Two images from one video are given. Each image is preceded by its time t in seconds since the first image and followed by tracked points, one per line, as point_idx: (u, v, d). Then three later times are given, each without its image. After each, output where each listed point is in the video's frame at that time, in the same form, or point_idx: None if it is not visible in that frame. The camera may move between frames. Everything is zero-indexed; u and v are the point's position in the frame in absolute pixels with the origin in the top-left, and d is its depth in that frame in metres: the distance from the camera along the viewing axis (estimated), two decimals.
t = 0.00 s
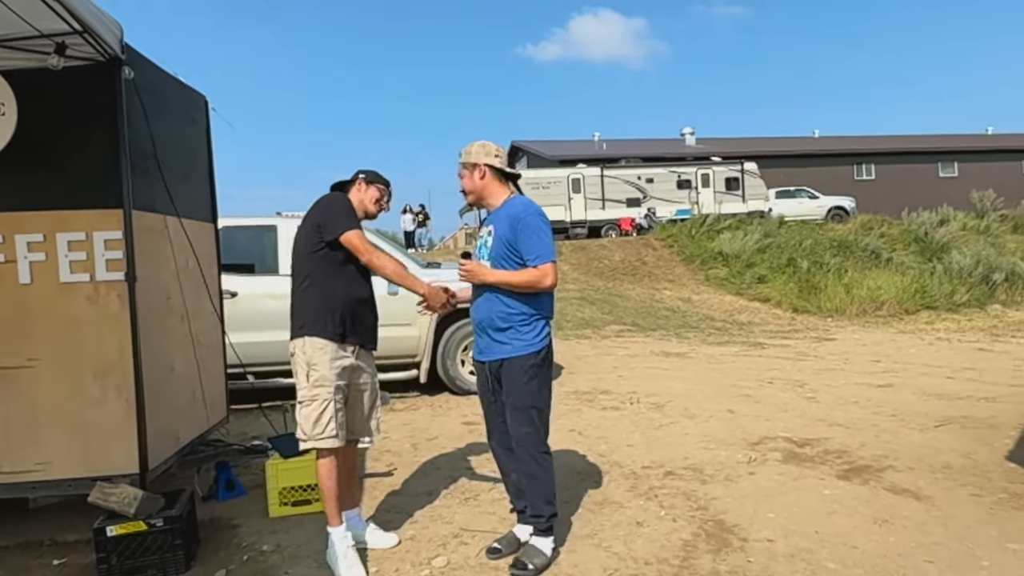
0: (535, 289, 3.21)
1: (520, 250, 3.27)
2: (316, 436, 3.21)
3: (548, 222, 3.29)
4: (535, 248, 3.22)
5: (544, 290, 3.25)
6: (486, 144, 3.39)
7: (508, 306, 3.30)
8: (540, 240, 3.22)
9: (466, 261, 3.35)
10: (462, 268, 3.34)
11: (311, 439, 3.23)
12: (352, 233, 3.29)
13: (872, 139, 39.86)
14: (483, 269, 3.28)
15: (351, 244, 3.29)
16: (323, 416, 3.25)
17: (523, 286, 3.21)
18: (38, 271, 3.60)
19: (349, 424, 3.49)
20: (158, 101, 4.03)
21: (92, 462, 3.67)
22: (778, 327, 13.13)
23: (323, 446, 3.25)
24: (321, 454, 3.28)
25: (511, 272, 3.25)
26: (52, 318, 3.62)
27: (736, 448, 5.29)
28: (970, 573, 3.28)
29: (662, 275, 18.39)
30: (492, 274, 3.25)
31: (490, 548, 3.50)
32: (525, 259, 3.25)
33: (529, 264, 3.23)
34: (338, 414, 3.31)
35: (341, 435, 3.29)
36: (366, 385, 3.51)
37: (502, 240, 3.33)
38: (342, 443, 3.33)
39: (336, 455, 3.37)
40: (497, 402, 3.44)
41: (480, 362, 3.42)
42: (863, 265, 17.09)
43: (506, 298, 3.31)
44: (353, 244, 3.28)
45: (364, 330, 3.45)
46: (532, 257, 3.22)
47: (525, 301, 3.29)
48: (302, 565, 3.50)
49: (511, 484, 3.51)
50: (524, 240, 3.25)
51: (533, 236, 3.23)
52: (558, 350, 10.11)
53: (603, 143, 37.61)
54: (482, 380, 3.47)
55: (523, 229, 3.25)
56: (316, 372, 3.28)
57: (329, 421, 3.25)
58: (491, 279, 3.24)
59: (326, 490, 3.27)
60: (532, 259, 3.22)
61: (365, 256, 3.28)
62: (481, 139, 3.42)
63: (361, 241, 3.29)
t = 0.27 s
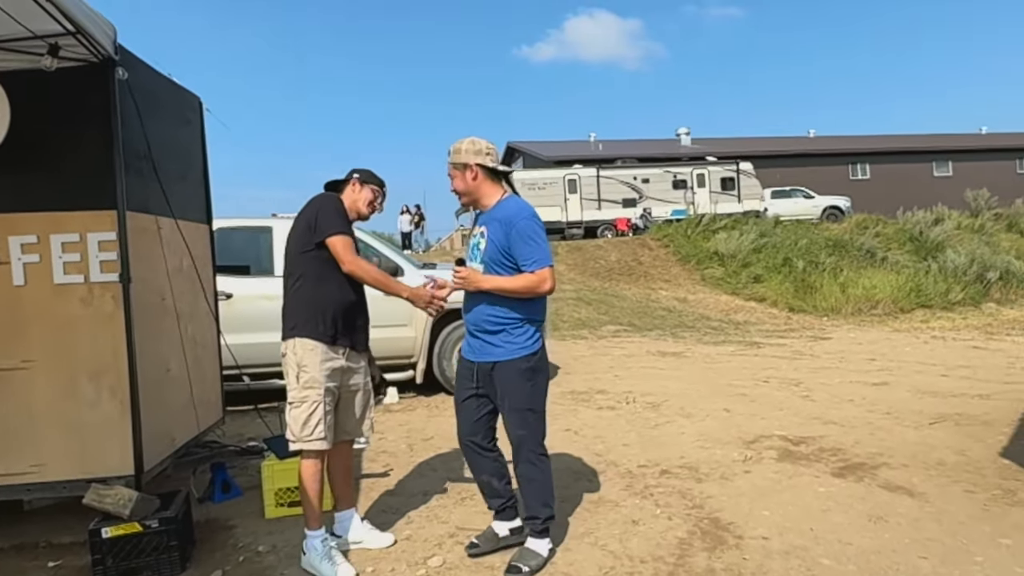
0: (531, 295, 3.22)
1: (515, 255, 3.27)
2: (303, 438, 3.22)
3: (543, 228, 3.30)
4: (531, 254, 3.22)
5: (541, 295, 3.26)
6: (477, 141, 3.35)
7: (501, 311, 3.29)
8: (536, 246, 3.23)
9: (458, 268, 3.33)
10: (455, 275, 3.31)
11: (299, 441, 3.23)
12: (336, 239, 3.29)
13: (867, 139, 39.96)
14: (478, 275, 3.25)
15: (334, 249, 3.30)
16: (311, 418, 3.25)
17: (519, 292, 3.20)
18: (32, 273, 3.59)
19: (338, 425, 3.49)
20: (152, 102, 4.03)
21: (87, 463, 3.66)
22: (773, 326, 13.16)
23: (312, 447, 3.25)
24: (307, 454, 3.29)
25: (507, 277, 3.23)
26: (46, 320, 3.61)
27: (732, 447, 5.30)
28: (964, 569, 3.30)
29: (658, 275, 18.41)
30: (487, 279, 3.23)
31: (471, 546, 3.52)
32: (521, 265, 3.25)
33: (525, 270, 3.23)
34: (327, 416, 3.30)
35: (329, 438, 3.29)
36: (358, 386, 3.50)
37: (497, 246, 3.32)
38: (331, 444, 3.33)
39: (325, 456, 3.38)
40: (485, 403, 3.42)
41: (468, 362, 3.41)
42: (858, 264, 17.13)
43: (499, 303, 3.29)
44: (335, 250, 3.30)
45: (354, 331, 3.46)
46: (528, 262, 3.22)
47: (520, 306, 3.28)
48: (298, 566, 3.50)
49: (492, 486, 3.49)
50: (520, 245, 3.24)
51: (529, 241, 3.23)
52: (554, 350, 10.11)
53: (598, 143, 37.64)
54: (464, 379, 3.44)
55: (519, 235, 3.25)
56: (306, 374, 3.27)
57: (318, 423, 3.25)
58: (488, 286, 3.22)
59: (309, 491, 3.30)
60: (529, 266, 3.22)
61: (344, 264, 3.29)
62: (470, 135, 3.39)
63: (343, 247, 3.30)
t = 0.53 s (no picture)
0: (518, 292, 3.21)
1: (501, 253, 3.27)
2: (312, 439, 3.26)
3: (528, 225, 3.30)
4: (518, 251, 3.21)
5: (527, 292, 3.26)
6: (462, 138, 3.33)
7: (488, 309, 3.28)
8: (522, 244, 3.23)
9: (444, 262, 3.29)
10: (439, 271, 3.27)
11: (308, 441, 3.28)
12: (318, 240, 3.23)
13: (866, 136, 39.95)
14: (463, 272, 3.24)
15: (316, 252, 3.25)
16: (320, 419, 3.28)
17: (505, 289, 3.19)
18: (33, 270, 3.60)
19: (344, 422, 3.52)
20: (152, 100, 4.04)
21: (88, 460, 3.67)
22: (773, 323, 13.17)
23: (321, 447, 3.30)
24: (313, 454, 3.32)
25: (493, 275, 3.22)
26: (47, 318, 3.62)
27: (732, 443, 5.31)
28: (964, 562, 3.31)
29: (658, 273, 18.42)
30: (473, 277, 3.22)
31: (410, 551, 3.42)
32: (507, 262, 3.24)
33: (512, 268, 3.22)
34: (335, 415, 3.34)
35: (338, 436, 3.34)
36: (364, 381, 3.53)
37: (482, 244, 3.31)
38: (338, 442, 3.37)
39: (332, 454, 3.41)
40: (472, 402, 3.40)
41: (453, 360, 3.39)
42: (858, 260, 17.14)
43: (485, 300, 3.29)
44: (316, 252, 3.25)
45: (359, 328, 3.46)
46: (515, 260, 3.22)
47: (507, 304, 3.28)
48: (299, 562, 3.52)
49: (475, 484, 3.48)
50: (507, 243, 3.24)
51: (515, 239, 3.23)
52: (554, 347, 10.12)
53: (598, 141, 37.63)
54: (450, 375, 3.40)
55: (504, 232, 3.25)
56: (314, 375, 3.29)
57: (326, 423, 3.29)
58: (473, 283, 3.20)
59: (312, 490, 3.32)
60: (515, 263, 3.22)
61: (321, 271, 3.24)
62: (453, 132, 3.36)
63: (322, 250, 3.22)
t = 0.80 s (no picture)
0: (502, 286, 3.18)
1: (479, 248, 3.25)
2: (335, 435, 3.28)
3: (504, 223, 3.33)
4: (500, 246, 3.23)
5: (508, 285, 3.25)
6: (441, 135, 3.28)
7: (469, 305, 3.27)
8: (502, 239, 3.25)
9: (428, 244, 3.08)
10: (424, 256, 3.07)
11: (330, 436, 3.30)
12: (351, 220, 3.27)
13: (872, 131, 39.81)
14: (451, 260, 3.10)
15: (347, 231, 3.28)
16: (343, 415, 3.31)
17: (495, 280, 3.15)
18: (41, 265, 3.61)
19: (363, 417, 3.55)
20: (159, 94, 4.04)
21: (97, 454, 3.69)
22: (778, 318, 13.16)
23: (342, 442, 3.32)
24: (332, 448, 3.34)
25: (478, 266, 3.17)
26: (56, 312, 3.63)
27: (737, 439, 5.31)
28: (970, 559, 3.31)
29: (662, 268, 18.41)
30: (462, 266, 3.12)
31: (415, 553, 3.41)
32: (487, 257, 3.24)
33: (494, 260, 3.23)
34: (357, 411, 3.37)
35: (358, 432, 3.37)
36: (384, 378, 3.56)
37: (460, 241, 3.29)
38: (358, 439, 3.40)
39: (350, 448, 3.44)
40: (452, 401, 3.41)
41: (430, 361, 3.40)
42: (863, 256, 17.10)
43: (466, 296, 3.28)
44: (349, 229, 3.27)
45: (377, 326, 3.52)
46: (496, 255, 3.22)
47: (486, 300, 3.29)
48: (307, 555, 3.53)
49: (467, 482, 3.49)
50: (487, 239, 3.24)
51: (495, 235, 3.24)
52: (558, 342, 10.13)
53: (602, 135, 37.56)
54: (428, 376, 3.40)
55: (483, 227, 3.24)
56: (339, 371, 3.30)
57: (349, 419, 3.32)
58: (460, 271, 3.11)
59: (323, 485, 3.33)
60: (498, 256, 3.23)
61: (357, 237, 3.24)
62: (427, 129, 3.29)
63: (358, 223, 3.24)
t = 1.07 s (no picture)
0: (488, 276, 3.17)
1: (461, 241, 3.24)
2: (368, 418, 3.31)
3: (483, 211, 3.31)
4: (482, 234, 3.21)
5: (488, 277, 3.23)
6: (433, 125, 3.28)
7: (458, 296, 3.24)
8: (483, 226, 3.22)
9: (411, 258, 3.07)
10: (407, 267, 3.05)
11: (362, 419, 3.33)
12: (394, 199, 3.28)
13: (882, 124, 39.59)
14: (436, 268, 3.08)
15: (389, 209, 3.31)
16: (375, 398, 3.34)
17: (479, 273, 3.13)
18: (53, 253, 3.63)
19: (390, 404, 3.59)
20: (169, 83, 4.04)
21: (108, 441, 3.72)
22: (785, 312, 13.13)
23: (373, 426, 3.35)
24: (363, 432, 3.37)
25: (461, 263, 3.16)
26: (67, 300, 3.65)
27: (744, 432, 5.32)
28: (978, 553, 3.31)
29: (669, 261, 18.38)
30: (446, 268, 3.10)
31: (422, 542, 3.44)
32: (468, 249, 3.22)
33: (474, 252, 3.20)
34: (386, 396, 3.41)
35: (387, 416, 3.40)
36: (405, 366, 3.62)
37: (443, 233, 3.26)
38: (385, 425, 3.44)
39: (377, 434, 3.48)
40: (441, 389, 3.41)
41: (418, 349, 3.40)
42: (871, 250, 17.03)
43: (449, 286, 3.24)
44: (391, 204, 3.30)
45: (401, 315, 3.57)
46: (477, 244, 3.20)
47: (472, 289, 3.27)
48: (316, 544, 3.55)
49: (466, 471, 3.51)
50: (470, 228, 3.21)
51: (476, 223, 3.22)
52: (565, 334, 10.14)
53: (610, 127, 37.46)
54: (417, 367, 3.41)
55: (465, 218, 3.22)
56: (368, 354, 3.36)
57: (380, 403, 3.36)
58: (444, 275, 3.10)
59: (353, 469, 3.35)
60: (478, 248, 3.20)
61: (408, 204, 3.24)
62: (416, 117, 3.28)
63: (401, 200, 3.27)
